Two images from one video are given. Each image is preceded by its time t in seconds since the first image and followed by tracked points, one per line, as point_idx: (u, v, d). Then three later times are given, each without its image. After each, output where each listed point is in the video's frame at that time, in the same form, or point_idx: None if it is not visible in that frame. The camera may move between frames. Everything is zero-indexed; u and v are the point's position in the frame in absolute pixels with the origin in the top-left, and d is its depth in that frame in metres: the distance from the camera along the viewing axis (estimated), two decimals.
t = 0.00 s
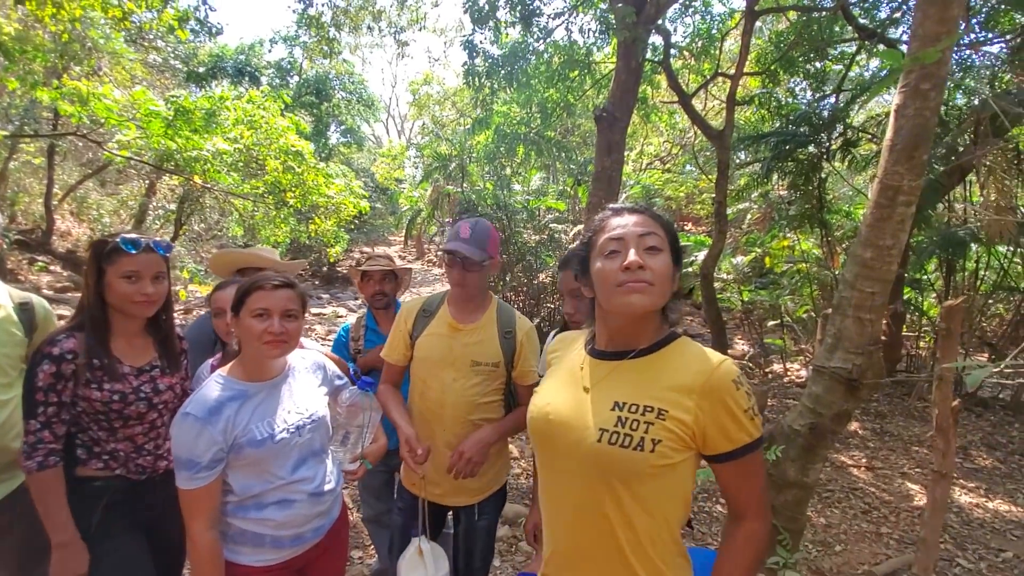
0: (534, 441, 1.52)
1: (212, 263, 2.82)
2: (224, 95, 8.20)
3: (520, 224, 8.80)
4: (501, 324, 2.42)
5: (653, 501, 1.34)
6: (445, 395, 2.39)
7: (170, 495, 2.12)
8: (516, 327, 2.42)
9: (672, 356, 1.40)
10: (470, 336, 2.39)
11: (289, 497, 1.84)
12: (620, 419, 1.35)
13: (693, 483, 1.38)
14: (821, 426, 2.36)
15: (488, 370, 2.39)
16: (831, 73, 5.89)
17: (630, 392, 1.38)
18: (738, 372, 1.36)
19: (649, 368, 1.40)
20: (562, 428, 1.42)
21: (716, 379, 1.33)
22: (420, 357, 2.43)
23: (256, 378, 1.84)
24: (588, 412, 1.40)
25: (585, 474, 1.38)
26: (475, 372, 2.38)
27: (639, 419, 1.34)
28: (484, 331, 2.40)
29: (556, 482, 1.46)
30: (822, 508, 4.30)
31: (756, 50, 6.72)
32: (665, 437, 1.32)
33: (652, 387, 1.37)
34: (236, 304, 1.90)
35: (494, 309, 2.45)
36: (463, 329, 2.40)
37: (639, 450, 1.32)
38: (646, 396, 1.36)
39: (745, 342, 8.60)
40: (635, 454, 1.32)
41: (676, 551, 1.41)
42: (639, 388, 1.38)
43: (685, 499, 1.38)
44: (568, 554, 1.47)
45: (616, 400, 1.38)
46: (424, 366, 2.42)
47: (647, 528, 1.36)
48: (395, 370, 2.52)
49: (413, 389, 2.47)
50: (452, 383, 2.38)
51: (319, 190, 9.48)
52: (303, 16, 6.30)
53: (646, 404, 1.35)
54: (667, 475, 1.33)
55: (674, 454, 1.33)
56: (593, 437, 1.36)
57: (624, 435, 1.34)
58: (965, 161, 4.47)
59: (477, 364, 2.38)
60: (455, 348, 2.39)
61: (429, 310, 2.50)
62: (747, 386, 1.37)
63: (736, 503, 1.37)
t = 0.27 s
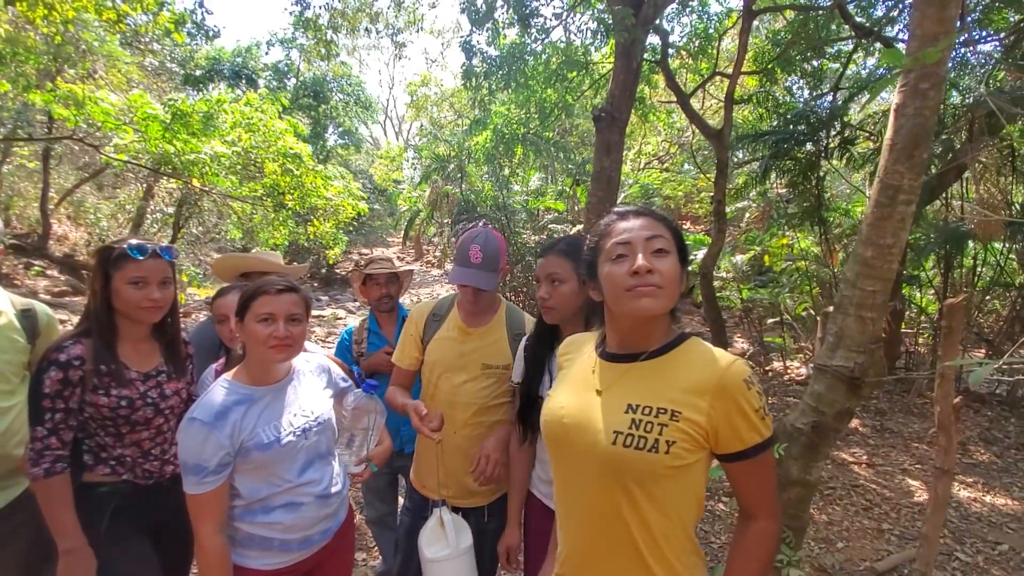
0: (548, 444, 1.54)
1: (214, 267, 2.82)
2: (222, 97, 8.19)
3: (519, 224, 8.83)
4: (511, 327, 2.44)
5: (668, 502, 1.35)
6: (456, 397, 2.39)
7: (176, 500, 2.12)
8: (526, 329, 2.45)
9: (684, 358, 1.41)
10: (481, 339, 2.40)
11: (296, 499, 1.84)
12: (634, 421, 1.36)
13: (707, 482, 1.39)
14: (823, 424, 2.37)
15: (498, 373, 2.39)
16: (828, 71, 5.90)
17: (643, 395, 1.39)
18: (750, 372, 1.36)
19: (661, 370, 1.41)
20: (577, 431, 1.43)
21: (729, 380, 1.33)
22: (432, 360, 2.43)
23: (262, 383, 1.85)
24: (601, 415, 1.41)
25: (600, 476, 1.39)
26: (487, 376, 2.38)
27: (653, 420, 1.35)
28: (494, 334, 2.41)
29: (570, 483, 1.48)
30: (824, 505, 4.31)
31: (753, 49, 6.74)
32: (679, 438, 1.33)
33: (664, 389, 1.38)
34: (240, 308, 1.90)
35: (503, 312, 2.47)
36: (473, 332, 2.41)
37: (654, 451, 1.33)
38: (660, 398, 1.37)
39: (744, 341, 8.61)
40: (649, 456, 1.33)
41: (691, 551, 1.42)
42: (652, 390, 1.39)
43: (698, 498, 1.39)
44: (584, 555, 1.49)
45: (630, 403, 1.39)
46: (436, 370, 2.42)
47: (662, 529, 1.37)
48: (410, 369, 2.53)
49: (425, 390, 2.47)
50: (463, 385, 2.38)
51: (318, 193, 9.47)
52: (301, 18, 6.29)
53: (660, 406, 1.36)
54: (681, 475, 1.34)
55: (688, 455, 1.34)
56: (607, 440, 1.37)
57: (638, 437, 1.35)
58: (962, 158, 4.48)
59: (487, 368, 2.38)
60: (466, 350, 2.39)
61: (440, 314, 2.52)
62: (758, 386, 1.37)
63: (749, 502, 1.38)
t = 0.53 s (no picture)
0: (551, 440, 1.54)
1: (214, 267, 2.82)
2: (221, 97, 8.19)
3: (519, 224, 8.89)
4: (510, 327, 2.44)
5: (670, 499, 1.35)
6: (455, 397, 2.38)
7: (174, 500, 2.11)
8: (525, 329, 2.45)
9: (686, 355, 1.41)
10: (480, 340, 2.39)
11: (295, 499, 1.84)
12: (636, 418, 1.36)
13: (708, 479, 1.39)
14: (822, 423, 2.37)
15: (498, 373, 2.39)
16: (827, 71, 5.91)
17: (645, 392, 1.39)
18: (751, 370, 1.37)
19: (663, 367, 1.41)
20: (579, 428, 1.43)
21: (730, 377, 1.34)
22: (431, 361, 2.43)
23: (259, 382, 1.85)
24: (604, 411, 1.41)
25: (602, 473, 1.39)
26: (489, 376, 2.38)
27: (654, 417, 1.35)
28: (493, 334, 2.40)
29: (573, 480, 1.47)
30: (823, 505, 4.31)
31: (752, 49, 6.74)
32: (681, 435, 1.33)
33: (667, 387, 1.38)
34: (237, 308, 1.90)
35: (502, 312, 2.47)
36: (473, 332, 2.40)
37: (655, 447, 1.33)
38: (662, 395, 1.37)
39: (743, 341, 8.61)
40: (651, 452, 1.33)
41: (692, 549, 1.42)
42: (654, 387, 1.39)
43: (699, 496, 1.39)
44: (586, 553, 1.48)
45: (631, 400, 1.39)
46: (436, 370, 2.42)
47: (664, 526, 1.36)
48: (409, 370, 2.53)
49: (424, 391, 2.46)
50: (463, 386, 2.38)
51: (317, 193, 9.45)
52: (300, 18, 6.29)
53: (661, 403, 1.36)
54: (683, 472, 1.34)
55: (689, 452, 1.34)
56: (609, 436, 1.37)
57: (640, 434, 1.35)
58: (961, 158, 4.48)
59: (488, 367, 2.38)
60: (465, 351, 2.38)
61: (439, 314, 2.52)
62: (759, 383, 1.37)
63: (749, 500, 1.38)
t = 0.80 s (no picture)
0: (546, 437, 1.54)
1: (214, 264, 2.81)
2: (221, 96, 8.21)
3: (517, 224, 8.83)
4: (501, 325, 2.43)
5: (660, 495, 1.34)
6: (448, 398, 2.38)
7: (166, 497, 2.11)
8: (517, 327, 2.44)
9: (678, 352, 1.41)
10: (472, 338, 2.39)
11: (288, 497, 1.84)
12: (626, 414, 1.36)
13: (700, 475, 1.38)
14: (818, 423, 2.37)
15: (491, 371, 2.38)
16: (827, 72, 5.90)
17: (636, 389, 1.39)
18: (743, 366, 1.36)
19: (655, 364, 1.41)
20: (572, 424, 1.43)
21: (721, 373, 1.33)
22: (423, 361, 2.42)
23: (253, 379, 1.85)
24: (596, 407, 1.41)
25: (593, 468, 1.39)
26: (479, 375, 2.37)
27: (645, 413, 1.35)
28: (484, 333, 2.40)
29: (566, 476, 1.48)
30: (820, 505, 4.31)
31: (752, 50, 6.74)
32: (670, 431, 1.32)
33: (657, 383, 1.37)
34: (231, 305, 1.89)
35: (494, 310, 2.46)
36: (464, 331, 2.40)
37: (645, 443, 1.32)
38: (653, 391, 1.37)
39: (742, 341, 8.61)
40: (641, 448, 1.33)
41: (685, 548, 1.40)
42: (645, 384, 1.39)
43: (691, 494, 1.38)
44: (579, 549, 1.48)
45: (623, 397, 1.39)
46: (427, 371, 2.42)
47: (655, 523, 1.36)
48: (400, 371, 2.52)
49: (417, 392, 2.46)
50: (455, 385, 2.37)
51: (316, 192, 9.44)
52: (299, 17, 6.28)
53: (652, 398, 1.36)
54: (673, 468, 1.33)
55: (680, 448, 1.33)
56: (600, 432, 1.37)
57: (630, 429, 1.34)
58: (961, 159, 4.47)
59: (480, 367, 2.37)
60: (457, 350, 2.38)
61: (430, 313, 2.51)
62: (751, 380, 1.36)
63: (741, 499, 1.37)
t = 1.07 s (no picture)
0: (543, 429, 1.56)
1: (213, 261, 2.82)
2: (220, 95, 8.21)
3: (516, 223, 8.85)
4: (495, 320, 2.44)
5: (654, 486, 1.36)
6: (445, 395, 2.38)
7: (166, 493, 2.12)
8: (511, 322, 2.46)
9: (670, 345, 1.42)
10: (466, 334, 2.40)
11: (289, 491, 1.85)
12: (619, 406, 1.38)
13: (693, 467, 1.39)
14: (814, 420, 2.39)
15: (487, 367, 2.39)
16: (825, 71, 5.92)
17: (630, 381, 1.40)
18: (734, 359, 1.36)
19: (647, 357, 1.42)
20: (567, 416, 1.45)
21: (711, 366, 1.34)
22: (418, 360, 2.42)
23: (255, 374, 1.86)
24: (591, 399, 1.43)
25: (588, 460, 1.40)
26: (474, 371, 2.38)
27: (637, 405, 1.36)
28: (479, 328, 2.41)
29: (563, 468, 1.49)
30: (817, 503, 4.33)
31: (750, 49, 6.76)
32: (661, 422, 1.33)
33: (650, 375, 1.39)
34: (232, 301, 1.90)
35: (487, 305, 2.48)
36: (457, 327, 2.40)
37: (637, 434, 1.34)
38: (645, 383, 1.38)
39: (740, 340, 8.63)
40: (633, 439, 1.34)
41: (680, 538, 1.41)
42: (637, 376, 1.40)
43: (684, 485, 1.39)
44: (576, 539, 1.50)
45: (616, 389, 1.40)
46: (421, 368, 2.41)
47: (649, 513, 1.37)
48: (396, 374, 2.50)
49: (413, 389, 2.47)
50: (452, 382, 2.38)
51: (315, 191, 9.44)
52: (298, 16, 6.29)
53: (644, 391, 1.37)
54: (666, 459, 1.35)
55: (671, 439, 1.34)
56: (594, 424, 1.39)
57: (622, 420, 1.36)
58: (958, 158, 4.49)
59: (475, 362, 2.37)
60: (452, 347, 2.38)
61: (422, 312, 2.49)
62: (742, 372, 1.37)
63: (733, 490, 1.38)
